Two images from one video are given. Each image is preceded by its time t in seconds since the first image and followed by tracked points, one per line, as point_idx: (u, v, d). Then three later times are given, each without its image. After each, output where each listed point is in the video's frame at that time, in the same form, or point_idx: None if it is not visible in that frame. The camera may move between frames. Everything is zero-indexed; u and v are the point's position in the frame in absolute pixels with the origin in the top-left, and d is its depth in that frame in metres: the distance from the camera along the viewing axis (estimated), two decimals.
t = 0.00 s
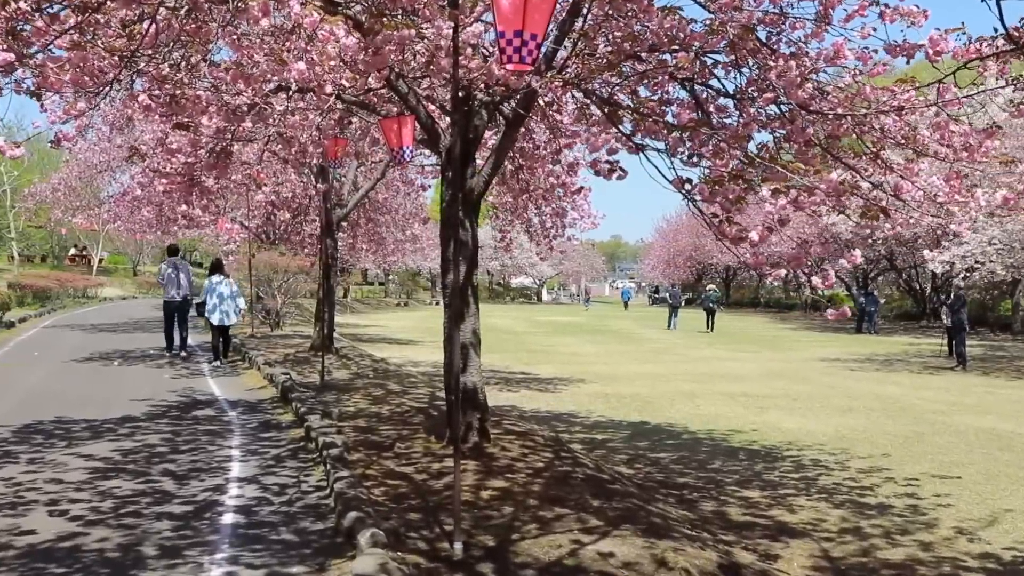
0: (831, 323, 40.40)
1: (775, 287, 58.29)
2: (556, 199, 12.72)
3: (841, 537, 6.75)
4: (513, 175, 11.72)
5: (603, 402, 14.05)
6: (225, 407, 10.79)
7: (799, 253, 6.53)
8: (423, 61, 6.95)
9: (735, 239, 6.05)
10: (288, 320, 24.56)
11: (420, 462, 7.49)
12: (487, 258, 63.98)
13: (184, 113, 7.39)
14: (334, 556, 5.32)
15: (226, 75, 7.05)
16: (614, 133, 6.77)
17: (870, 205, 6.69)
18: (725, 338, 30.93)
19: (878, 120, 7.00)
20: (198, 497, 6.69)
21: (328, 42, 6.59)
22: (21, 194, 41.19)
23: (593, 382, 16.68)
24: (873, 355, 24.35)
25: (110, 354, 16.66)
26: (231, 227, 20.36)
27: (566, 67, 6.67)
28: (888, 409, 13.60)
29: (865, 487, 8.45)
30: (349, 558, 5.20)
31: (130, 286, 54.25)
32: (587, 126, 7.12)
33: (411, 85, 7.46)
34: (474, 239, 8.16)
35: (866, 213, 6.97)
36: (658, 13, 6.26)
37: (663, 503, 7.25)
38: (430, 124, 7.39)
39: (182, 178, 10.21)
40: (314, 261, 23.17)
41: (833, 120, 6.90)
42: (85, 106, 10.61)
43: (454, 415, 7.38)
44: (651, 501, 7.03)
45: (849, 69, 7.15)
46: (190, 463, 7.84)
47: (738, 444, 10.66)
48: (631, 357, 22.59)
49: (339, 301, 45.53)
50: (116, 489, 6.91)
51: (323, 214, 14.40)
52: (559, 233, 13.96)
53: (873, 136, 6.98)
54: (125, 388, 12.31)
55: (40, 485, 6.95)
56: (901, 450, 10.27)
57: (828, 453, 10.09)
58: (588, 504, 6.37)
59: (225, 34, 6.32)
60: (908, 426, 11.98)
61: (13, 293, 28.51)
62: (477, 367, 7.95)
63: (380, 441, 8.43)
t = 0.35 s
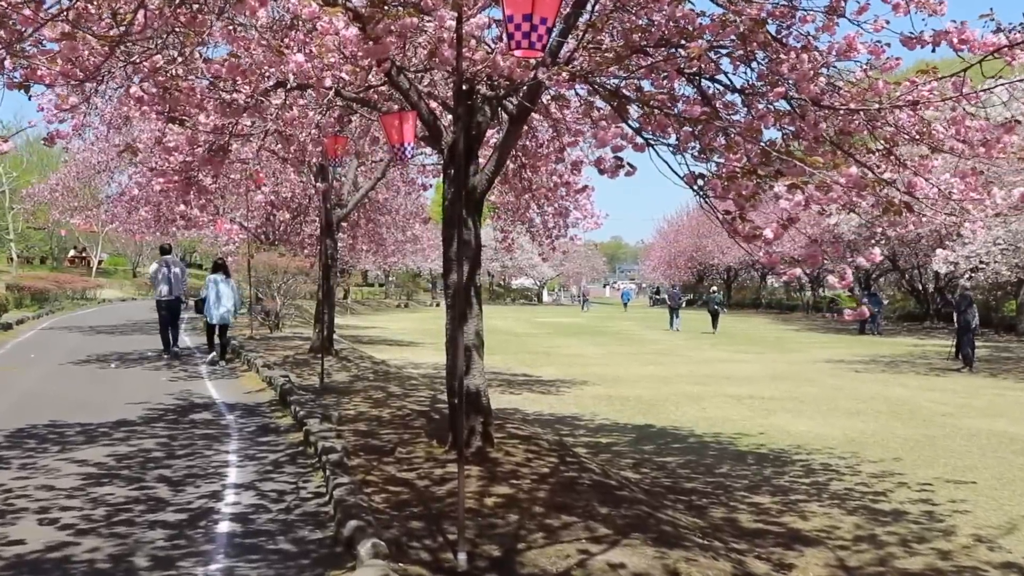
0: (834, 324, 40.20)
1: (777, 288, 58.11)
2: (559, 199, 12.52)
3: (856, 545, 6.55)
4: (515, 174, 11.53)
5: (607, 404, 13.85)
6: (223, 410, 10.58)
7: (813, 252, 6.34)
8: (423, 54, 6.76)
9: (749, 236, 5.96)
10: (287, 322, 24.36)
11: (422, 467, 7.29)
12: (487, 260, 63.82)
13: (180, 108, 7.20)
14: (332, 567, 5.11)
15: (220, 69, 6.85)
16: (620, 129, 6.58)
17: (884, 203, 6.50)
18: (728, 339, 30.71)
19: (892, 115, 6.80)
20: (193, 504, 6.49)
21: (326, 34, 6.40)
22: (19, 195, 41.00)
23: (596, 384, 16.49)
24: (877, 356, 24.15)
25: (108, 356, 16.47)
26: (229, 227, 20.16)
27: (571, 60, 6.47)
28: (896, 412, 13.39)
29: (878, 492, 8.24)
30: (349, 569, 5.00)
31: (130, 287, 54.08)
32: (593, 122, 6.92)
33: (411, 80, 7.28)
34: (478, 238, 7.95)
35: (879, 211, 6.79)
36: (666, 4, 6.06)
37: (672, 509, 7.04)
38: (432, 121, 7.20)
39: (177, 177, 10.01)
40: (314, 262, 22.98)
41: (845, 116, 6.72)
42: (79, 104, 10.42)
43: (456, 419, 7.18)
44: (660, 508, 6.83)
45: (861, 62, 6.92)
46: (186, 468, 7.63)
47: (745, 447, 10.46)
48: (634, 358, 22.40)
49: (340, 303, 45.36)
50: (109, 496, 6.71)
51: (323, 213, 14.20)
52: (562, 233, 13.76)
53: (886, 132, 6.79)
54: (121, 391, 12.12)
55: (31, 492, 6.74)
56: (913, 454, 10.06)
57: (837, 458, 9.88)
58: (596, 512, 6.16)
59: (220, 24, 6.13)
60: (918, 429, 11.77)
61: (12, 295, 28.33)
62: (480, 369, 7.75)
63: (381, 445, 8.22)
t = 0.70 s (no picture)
0: (839, 325, 39.97)
1: (780, 288, 57.90)
2: (563, 198, 12.34)
3: (873, 554, 6.36)
4: (519, 173, 11.33)
5: (612, 406, 13.66)
6: (223, 414, 10.40)
7: (831, 252, 6.13)
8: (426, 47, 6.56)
9: (765, 237, 5.80)
10: (289, 323, 24.18)
11: (426, 474, 7.10)
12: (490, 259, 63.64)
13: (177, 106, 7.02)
14: None
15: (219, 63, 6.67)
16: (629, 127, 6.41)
17: (902, 203, 6.31)
18: (732, 340, 30.51)
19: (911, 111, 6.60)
20: (190, 513, 6.30)
21: (325, 27, 6.22)
22: (20, 195, 40.84)
23: (601, 385, 16.30)
24: (885, 357, 23.91)
25: (107, 358, 16.30)
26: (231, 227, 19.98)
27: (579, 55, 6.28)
28: (907, 414, 13.17)
29: (892, 498, 8.04)
30: None
31: (133, 287, 53.94)
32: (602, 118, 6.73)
33: (414, 77, 7.09)
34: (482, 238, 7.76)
35: (896, 211, 6.59)
36: None
37: (682, 518, 6.85)
38: (436, 119, 7.02)
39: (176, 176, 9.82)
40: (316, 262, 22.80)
41: (861, 112, 6.54)
42: (76, 103, 10.24)
43: (462, 426, 6.98)
44: (670, 517, 6.64)
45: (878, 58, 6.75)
46: (184, 474, 7.45)
47: (756, 452, 10.26)
48: (639, 359, 22.22)
49: (342, 303, 45.20)
50: (103, 504, 6.52)
51: (325, 212, 14.02)
52: (567, 232, 13.58)
53: (903, 129, 6.60)
54: (120, 393, 11.94)
55: (23, 499, 6.56)
56: (926, 458, 9.86)
57: (849, 462, 9.69)
58: (605, 521, 5.98)
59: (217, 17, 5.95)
60: (930, 432, 11.56)
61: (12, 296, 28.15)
62: (485, 373, 7.57)
63: (383, 450, 8.04)
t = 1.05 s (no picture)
0: (842, 326, 39.71)
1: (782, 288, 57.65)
2: (568, 197, 12.13)
3: (891, 564, 6.14)
4: (522, 171, 11.12)
5: (618, 409, 13.45)
6: (221, 417, 10.19)
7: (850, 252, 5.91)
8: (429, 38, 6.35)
9: (784, 235, 5.54)
10: (289, 324, 23.97)
11: (429, 481, 6.88)
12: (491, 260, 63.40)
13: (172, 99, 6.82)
14: None
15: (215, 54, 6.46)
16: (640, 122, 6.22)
17: (923, 200, 6.10)
18: (736, 342, 30.16)
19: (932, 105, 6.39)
20: (185, 521, 6.08)
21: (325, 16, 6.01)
22: (18, 196, 40.61)
23: (605, 387, 16.08)
24: (891, 358, 23.68)
25: (104, 360, 16.08)
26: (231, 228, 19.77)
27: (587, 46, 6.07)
28: (917, 417, 12.95)
29: (908, 504, 7.82)
30: None
31: (132, 288, 53.72)
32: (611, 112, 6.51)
33: (416, 71, 6.88)
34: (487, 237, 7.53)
35: (917, 209, 6.37)
36: None
37: (693, 526, 6.63)
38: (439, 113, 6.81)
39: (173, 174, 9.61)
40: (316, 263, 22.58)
41: (879, 107, 6.34)
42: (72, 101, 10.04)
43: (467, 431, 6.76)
44: (682, 525, 6.42)
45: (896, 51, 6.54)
46: (180, 480, 7.24)
47: (765, 456, 10.03)
48: (642, 361, 22.00)
49: (342, 304, 44.95)
50: (96, 511, 6.31)
51: (325, 212, 13.81)
52: (571, 232, 13.37)
53: (922, 124, 6.40)
54: (116, 396, 11.73)
55: (13, 507, 6.34)
56: (940, 462, 9.64)
57: (861, 467, 9.47)
58: (615, 530, 5.76)
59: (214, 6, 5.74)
60: (943, 435, 11.33)
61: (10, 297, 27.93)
62: (490, 376, 7.35)
63: (385, 455, 7.82)
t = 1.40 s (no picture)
0: (842, 326, 39.53)
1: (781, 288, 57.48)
2: (569, 197, 11.95)
3: None
4: (523, 171, 10.94)
5: (619, 411, 13.27)
6: (216, 421, 10.00)
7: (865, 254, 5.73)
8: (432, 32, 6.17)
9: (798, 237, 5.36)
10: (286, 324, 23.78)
11: (430, 489, 6.69)
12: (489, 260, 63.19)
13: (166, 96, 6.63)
14: None
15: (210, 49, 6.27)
16: (648, 120, 6.05)
17: (939, 201, 5.92)
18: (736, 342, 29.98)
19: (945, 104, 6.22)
20: (179, 531, 5.90)
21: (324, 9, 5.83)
22: (14, 195, 40.36)
23: (606, 389, 15.90)
24: (892, 359, 23.51)
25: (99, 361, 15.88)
26: (227, 228, 19.57)
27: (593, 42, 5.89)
28: (922, 420, 12.78)
29: (919, 512, 7.64)
30: None
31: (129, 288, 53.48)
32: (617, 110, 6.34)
33: (418, 68, 6.71)
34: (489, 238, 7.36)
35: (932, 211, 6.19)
36: None
37: (701, 535, 6.45)
38: (441, 111, 6.64)
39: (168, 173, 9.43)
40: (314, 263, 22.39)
41: (893, 105, 6.17)
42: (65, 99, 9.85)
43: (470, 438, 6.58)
44: (690, 534, 6.24)
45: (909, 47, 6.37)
46: (174, 487, 7.05)
47: (770, 460, 9.86)
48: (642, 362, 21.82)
49: (339, 303, 44.73)
50: (87, 520, 6.12)
51: (323, 212, 13.63)
52: (572, 233, 13.19)
53: (936, 122, 6.23)
54: (110, 398, 11.54)
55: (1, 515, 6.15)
56: (949, 467, 9.47)
57: (869, 472, 9.30)
58: (622, 541, 5.59)
59: None
60: (950, 439, 11.16)
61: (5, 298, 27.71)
62: (492, 381, 7.17)
63: (385, 461, 7.64)
